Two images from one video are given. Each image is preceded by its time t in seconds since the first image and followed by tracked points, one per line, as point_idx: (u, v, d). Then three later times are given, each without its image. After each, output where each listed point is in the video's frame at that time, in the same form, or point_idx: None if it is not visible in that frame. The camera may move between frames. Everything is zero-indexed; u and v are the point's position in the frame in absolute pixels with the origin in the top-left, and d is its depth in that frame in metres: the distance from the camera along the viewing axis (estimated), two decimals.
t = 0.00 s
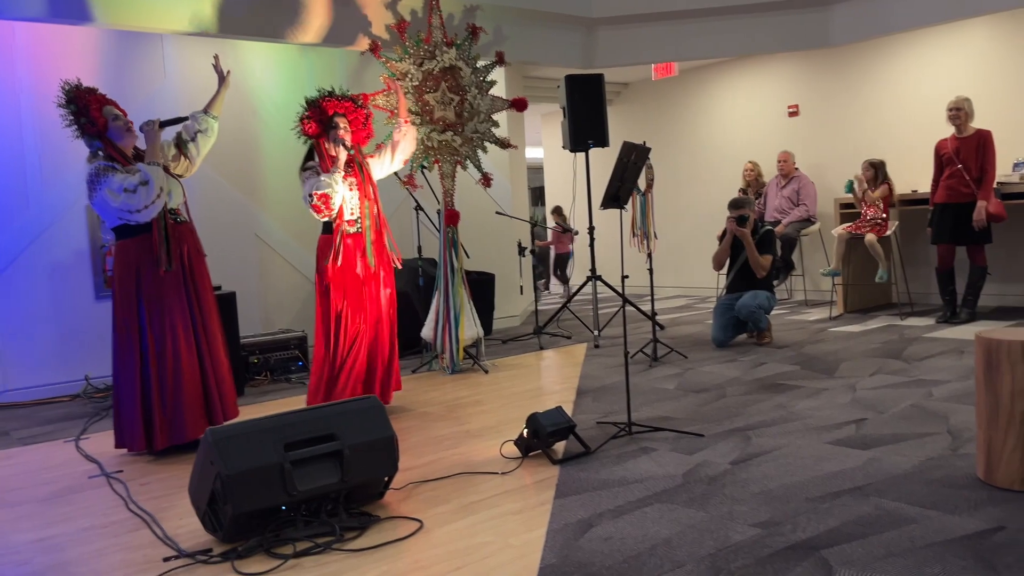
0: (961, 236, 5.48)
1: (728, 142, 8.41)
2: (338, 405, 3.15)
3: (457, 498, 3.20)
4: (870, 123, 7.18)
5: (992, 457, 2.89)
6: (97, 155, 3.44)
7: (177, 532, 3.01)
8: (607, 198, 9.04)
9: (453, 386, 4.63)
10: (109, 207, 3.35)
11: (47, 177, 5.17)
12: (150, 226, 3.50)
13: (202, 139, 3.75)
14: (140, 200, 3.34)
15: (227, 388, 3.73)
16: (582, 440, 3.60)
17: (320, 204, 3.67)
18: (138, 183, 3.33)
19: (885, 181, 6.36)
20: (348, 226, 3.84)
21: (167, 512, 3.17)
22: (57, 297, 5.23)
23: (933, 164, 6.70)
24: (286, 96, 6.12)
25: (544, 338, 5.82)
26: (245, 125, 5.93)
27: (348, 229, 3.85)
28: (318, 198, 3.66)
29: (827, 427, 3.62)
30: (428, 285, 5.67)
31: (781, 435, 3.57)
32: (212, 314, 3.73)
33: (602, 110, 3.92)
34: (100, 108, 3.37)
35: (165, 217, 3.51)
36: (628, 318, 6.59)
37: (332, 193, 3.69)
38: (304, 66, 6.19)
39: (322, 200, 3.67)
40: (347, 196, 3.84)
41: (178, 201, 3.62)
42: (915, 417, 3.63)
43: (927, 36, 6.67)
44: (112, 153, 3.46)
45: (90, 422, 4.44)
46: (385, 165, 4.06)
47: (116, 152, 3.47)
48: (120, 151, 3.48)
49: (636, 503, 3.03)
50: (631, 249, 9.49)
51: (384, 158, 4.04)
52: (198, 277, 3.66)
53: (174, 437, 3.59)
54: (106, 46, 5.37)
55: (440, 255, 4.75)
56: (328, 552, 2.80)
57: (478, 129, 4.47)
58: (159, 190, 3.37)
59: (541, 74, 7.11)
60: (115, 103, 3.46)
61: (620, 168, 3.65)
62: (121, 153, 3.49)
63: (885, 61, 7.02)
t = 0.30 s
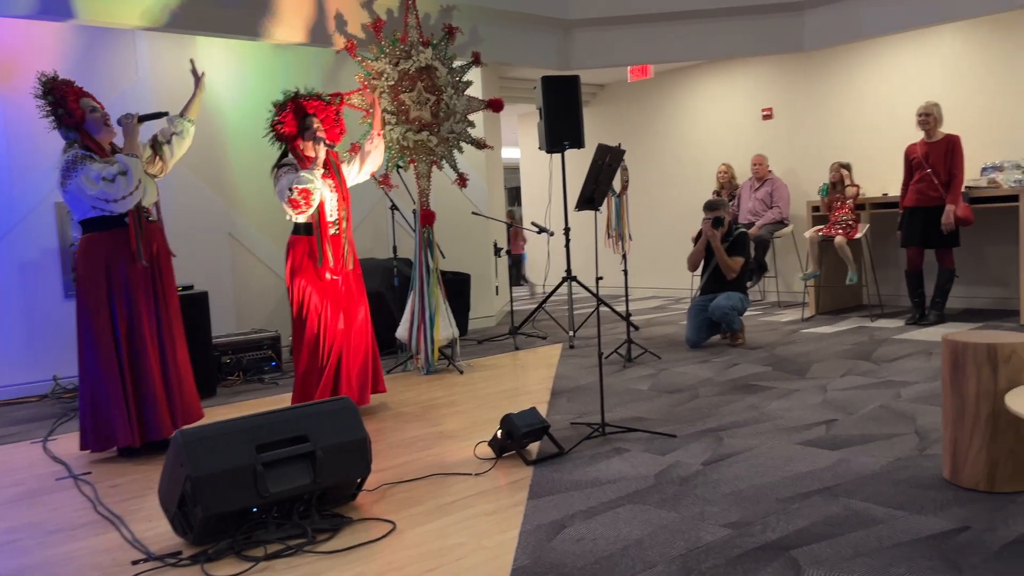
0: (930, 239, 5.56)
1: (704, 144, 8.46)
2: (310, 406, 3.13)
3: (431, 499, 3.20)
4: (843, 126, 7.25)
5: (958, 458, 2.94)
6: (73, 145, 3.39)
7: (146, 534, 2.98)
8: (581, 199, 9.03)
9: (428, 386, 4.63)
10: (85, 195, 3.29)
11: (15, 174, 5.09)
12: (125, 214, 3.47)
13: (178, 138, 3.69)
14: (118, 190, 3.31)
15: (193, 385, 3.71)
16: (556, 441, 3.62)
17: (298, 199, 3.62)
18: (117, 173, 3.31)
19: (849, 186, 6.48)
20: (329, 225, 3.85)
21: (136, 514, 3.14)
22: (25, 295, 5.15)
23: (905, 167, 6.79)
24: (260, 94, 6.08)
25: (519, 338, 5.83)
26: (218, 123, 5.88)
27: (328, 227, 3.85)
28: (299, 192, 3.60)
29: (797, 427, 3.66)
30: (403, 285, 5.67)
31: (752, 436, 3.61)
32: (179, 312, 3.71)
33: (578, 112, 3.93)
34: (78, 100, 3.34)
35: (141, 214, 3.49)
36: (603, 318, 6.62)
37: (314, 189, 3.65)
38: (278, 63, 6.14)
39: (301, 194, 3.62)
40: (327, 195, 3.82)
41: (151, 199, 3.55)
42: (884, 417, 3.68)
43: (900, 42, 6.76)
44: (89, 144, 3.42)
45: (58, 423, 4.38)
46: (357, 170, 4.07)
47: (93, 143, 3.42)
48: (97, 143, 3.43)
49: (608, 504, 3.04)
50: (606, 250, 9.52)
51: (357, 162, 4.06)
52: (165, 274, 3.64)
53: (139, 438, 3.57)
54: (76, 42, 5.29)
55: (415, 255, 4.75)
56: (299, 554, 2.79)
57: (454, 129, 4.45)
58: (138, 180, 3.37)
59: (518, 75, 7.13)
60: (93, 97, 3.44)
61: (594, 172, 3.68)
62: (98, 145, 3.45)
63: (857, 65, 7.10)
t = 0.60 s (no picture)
0: (898, 241, 5.64)
1: (677, 144, 8.52)
2: (282, 406, 3.10)
3: (403, 500, 3.18)
4: (814, 128, 7.34)
5: (925, 457, 2.98)
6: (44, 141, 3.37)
7: (113, 537, 2.93)
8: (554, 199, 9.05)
9: (402, 386, 4.62)
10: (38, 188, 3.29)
11: None
12: (86, 211, 3.38)
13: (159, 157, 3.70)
14: (69, 188, 3.28)
15: (154, 391, 3.60)
16: (528, 441, 3.62)
17: (261, 195, 3.65)
18: (67, 170, 3.27)
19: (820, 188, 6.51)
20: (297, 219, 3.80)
21: (102, 517, 3.09)
22: None
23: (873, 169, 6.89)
24: (231, 91, 6.02)
25: (493, 338, 5.83)
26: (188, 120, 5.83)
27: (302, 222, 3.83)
28: (260, 188, 3.63)
29: (767, 427, 3.70)
30: (376, 285, 5.67)
31: (723, 436, 3.64)
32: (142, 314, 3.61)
33: (552, 111, 3.93)
34: (49, 99, 3.31)
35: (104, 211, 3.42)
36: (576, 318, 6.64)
37: (275, 187, 3.66)
38: (250, 60, 6.08)
39: (262, 189, 3.65)
40: (300, 190, 3.80)
41: (118, 201, 3.54)
42: (852, 417, 3.73)
43: (870, 45, 6.86)
44: (58, 142, 3.36)
45: (23, 424, 4.30)
46: (340, 171, 4.03)
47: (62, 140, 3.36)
48: (67, 141, 3.38)
49: (580, 503, 3.05)
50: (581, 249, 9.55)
51: (342, 163, 4.02)
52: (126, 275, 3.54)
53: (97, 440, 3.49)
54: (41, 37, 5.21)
55: (389, 255, 4.74)
56: (269, 557, 2.76)
57: (428, 128, 4.46)
58: (88, 179, 3.31)
59: (492, 75, 7.14)
60: (73, 93, 3.39)
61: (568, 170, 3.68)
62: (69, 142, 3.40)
63: (826, 68, 7.19)
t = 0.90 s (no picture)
0: (869, 239, 5.71)
1: (652, 143, 8.55)
2: (256, 405, 3.07)
3: (378, 499, 3.17)
4: (786, 128, 7.41)
5: (894, 452, 3.02)
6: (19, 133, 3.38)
7: (82, 539, 2.89)
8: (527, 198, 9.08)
9: (377, 385, 4.60)
10: None
11: None
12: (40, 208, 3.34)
13: (141, 173, 3.58)
14: (14, 184, 3.20)
15: (100, 400, 3.44)
16: (504, 439, 3.62)
17: (235, 202, 3.57)
18: (14, 166, 3.19)
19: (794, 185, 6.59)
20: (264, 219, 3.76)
21: (70, 519, 3.05)
22: None
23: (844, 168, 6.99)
24: (204, 87, 5.94)
25: (469, 336, 5.83)
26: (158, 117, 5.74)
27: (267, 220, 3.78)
28: (233, 196, 3.55)
29: (740, 424, 3.73)
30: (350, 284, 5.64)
31: (697, 433, 3.67)
32: (102, 318, 3.47)
33: (527, 110, 3.92)
34: (25, 96, 3.28)
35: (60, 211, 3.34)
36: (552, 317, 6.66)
37: (247, 191, 3.58)
38: (222, 56, 6.01)
39: (236, 198, 3.57)
40: (266, 192, 3.76)
41: (84, 201, 3.47)
42: (823, 414, 3.78)
43: (842, 46, 6.93)
44: (30, 134, 3.35)
45: None
46: (314, 171, 4.01)
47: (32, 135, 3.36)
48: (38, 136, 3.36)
49: (556, 501, 3.06)
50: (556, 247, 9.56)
51: (316, 164, 4.00)
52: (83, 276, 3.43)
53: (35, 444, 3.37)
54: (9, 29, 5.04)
55: (363, 252, 4.71)
56: (242, 557, 2.73)
57: (402, 126, 4.49)
58: (32, 179, 3.20)
59: (467, 73, 7.13)
60: (54, 89, 3.34)
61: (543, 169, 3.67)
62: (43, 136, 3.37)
63: (798, 70, 7.27)
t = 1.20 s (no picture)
0: (835, 241, 5.81)
1: (622, 145, 8.60)
2: (224, 409, 3.03)
3: (347, 502, 3.16)
4: (755, 130, 7.50)
5: (858, 452, 3.07)
6: None
7: (43, 546, 2.84)
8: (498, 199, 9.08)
9: (346, 387, 4.58)
10: None
11: None
12: None
13: (102, 199, 3.47)
14: None
15: (39, 410, 3.35)
16: (474, 441, 3.63)
17: (208, 201, 3.50)
18: None
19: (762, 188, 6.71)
20: (235, 223, 3.70)
21: (32, 525, 3.00)
22: None
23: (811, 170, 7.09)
24: (169, 87, 5.87)
25: (440, 337, 5.82)
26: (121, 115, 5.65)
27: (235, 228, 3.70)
28: (207, 193, 3.48)
29: (708, 424, 3.77)
30: (320, 285, 5.63)
31: (665, 433, 3.70)
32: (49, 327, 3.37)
33: (500, 113, 3.94)
34: None
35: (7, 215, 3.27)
36: (523, 318, 6.68)
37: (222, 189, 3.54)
38: (188, 54, 5.93)
39: (210, 195, 3.50)
40: (236, 192, 3.69)
41: (38, 204, 3.36)
42: (789, 414, 3.83)
43: (809, 50, 7.02)
44: None
45: None
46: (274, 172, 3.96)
47: None
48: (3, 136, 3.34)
49: (525, 503, 3.07)
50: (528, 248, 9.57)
51: (278, 165, 3.96)
52: (28, 286, 3.32)
53: None
54: None
55: (333, 254, 4.70)
56: (208, 563, 2.70)
57: (372, 127, 4.45)
58: None
59: (437, 73, 7.12)
60: (22, 90, 3.28)
61: (514, 172, 3.71)
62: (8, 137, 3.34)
63: (765, 74, 7.36)
